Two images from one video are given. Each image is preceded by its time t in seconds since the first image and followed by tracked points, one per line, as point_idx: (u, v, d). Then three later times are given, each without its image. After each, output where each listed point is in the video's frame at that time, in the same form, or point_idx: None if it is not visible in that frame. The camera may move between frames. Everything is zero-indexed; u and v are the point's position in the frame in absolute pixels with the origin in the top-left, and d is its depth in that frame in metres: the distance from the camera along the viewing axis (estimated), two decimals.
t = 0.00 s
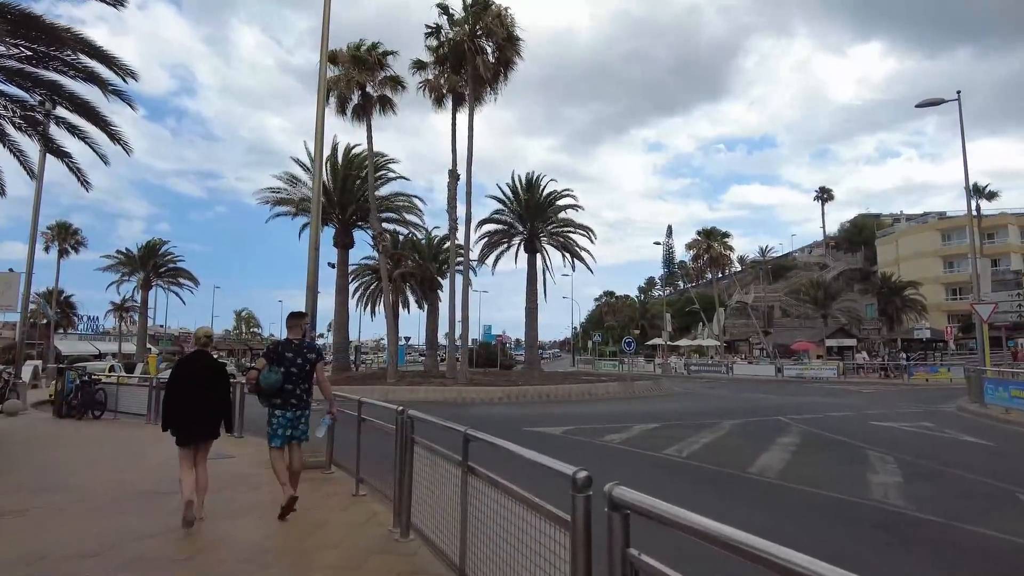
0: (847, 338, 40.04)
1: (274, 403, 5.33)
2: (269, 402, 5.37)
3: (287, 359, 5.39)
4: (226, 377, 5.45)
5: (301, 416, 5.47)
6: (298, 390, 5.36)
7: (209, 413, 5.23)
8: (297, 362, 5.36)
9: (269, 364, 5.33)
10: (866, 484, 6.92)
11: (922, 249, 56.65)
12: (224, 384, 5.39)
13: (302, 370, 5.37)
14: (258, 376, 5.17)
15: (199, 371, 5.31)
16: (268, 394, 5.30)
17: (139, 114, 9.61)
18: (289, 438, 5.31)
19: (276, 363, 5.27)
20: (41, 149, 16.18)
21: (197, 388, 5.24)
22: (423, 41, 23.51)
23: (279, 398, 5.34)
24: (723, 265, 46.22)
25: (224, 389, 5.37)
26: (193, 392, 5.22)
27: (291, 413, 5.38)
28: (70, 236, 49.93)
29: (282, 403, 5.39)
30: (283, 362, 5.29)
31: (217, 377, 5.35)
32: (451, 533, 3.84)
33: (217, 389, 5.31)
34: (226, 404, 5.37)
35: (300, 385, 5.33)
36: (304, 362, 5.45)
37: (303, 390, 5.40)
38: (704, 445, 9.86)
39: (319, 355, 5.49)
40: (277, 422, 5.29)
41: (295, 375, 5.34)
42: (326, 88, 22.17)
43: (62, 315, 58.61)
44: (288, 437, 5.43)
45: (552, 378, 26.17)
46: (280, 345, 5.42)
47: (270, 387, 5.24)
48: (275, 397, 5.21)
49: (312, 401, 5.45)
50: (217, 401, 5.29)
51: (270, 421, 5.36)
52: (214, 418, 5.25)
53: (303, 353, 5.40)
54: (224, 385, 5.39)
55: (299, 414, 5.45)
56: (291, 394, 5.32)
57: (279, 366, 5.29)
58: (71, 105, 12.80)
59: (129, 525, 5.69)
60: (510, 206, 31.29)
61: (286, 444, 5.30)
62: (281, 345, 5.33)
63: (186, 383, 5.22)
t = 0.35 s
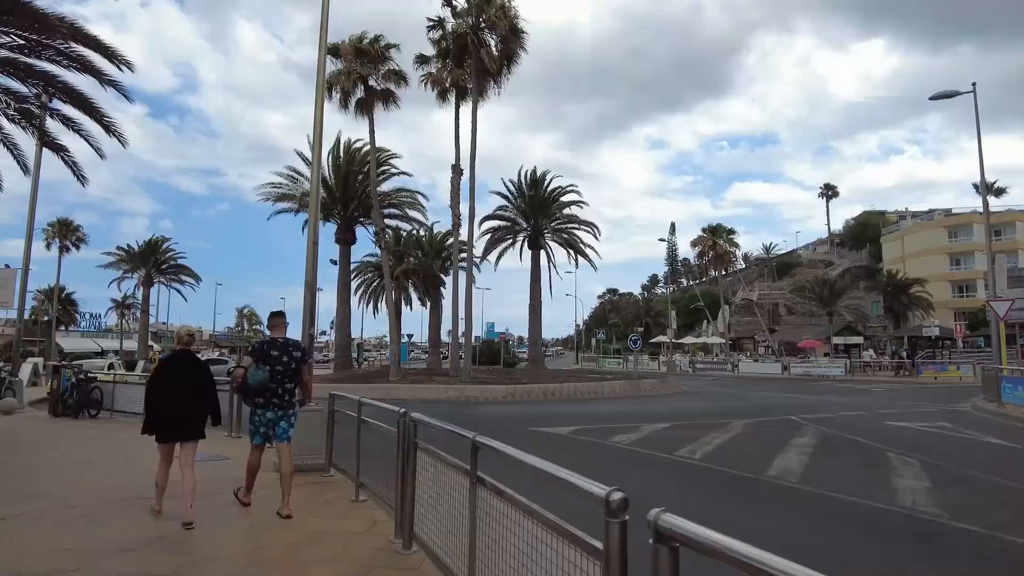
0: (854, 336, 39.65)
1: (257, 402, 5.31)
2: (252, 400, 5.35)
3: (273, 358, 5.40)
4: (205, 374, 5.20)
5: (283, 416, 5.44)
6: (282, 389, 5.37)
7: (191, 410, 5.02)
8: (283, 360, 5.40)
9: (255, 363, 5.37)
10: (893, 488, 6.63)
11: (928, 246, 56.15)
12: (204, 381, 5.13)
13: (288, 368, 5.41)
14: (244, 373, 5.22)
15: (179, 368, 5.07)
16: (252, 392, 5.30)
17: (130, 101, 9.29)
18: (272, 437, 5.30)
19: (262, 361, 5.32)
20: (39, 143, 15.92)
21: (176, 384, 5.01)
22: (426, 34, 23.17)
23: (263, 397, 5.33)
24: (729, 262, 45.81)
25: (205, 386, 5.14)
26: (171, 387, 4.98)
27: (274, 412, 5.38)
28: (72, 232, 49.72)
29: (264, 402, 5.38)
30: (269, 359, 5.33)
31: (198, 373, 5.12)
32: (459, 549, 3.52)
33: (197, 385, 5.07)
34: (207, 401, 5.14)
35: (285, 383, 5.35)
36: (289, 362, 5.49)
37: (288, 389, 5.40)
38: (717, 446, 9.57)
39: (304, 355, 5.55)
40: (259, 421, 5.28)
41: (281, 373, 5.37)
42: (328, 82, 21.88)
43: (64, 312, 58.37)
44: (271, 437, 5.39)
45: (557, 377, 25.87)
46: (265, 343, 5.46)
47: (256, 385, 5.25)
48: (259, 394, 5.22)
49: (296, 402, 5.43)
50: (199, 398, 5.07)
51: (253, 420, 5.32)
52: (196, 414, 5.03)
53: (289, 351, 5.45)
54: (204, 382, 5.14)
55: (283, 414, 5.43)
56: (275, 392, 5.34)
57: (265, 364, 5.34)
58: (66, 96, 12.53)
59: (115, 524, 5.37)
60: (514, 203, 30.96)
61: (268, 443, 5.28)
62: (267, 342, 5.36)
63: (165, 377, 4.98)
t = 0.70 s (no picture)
0: (872, 336, 38.91)
1: (241, 402, 5.69)
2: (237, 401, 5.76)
3: (256, 359, 5.80)
4: (190, 375, 5.84)
5: (266, 416, 5.82)
6: (264, 390, 5.73)
7: (176, 408, 5.70)
8: (265, 361, 5.78)
9: (238, 365, 5.77)
10: (933, 499, 6.25)
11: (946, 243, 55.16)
12: (187, 381, 5.77)
13: (270, 368, 5.78)
14: (227, 373, 5.61)
15: (165, 370, 5.73)
16: (236, 393, 5.67)
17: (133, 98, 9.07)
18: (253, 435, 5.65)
19: (245, 362, 5.72)
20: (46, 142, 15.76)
21: (162, 384, 5.68)
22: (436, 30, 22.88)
23: (247, 397, 5.71)
24: (743, 260, 45.14)
25: (190, 385, 5.79)
26: (157, 387, 5.64)
27: (257, 412, 5.75)
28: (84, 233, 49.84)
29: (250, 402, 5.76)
30: (251, 360, 5.73)
31: (182, 375, 5.77)
32: None
33: (181, 384, 5.74)
34: (191, 399, 5.81)
35: (266, 384, 5.70)
36: (272, 363, 5.85)
37: (270, 391, 5.75)
38: (739, 451, 9.20)
39: (286, 356, 5.93)
40: (243, 419, 5.66)
41: (263, 374, 5.74)
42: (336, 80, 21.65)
43: (76, 313, 58.51)
44: (254, 437, 5.76)
45: (569, 377, 25.48)
46: (250, 346, 5.88)
47: (238, 385, 5.65)
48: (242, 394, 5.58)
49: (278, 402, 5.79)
50: (182, 396, 5.74)
51: (237, 419, 5.71)
52: (179, 413, 5.69)
53: (272, 353, 5.83)
54: (187, 382, 5.79)
55: (265, 415, 5.79)
56: (257, 393, 5.69)
57: (248, 365, 5.73)
58: (71, 94, 12.33)
59: (117, 526, 5.14)
60: (525, 201, 30.61)
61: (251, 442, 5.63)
62: (250, 344, 5.78)
63: (151, 378, 5.64)
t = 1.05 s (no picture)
0: (907, 336, 37.88)
1: (262, 402, 5.49)
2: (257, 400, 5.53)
3: (276, 358, 5.59)
4: (211, 374, 5.62)
5: (287, 415, 5.63)
6: (286, 389, 5.55)
7: (198, 407, 5.47)
8: (286, 360, 5.58)
9: (258, 364, 5.58)
10: (1008, 513, 5.82)
11: (983, 241, 53.60)
12: (208, 380, 5.55)
13: (291, 368, 5.60)
14: (248, 373, 5.41)
15: (185, 369, 5.50)
16: (257, 392, 5.47)
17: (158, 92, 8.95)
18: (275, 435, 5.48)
19: (265, 361, 5.54)
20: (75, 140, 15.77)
21: (182, 383, 5.45)
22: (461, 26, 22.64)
23: (268, 397, 5.50)
24: (773, 259, 44.28)
25: (211, 383, 5.56)
26: (177, 386, 5.41)
27: (279, 412, 5.56)
28: (115, 233, 50.68)
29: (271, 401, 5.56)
30: (272, 360, 5.52)
31: (203, 374, 5.55)
32: None
33: (203, 383, 5.51)
34: (213, 399, 5.58)
35: (288, 382, 5.52)
36: (293, 362, 5.66)
37: (292, 389, 5.57)
38: (784, 455, 8.79)
39: (307, 354, 5.73)
40: (265, 420, 5.46)
41: (284, 373, 5.56)
42: (361, 78, 21.51)
43: (107, 312, 59.46)
44: (277, 436, 5.59)
45: (597, 377, 25.10)
46: (269, 343, 5.65)
47: (259, 385, 5.45)
48: (264, 394, 5.39)
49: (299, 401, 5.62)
50: (205, 396, 5.51)
51: (259, 420, 5.49)
52: (201, 412, 5.46)
53: (292, 352, 5.65)
54: (209, 381, 5.58)
55: (287, 414, 5.60)
56: (279, 392, 5.51)
57: (268, 364, 5.54)
58: (98, 90, 12.29)
59: (140, 529, 4.84)
60: (550, 199, 30.26)
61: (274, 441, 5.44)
62: (270, 343, 5.60)
63: (171, 377, 5.41)
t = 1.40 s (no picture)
0: (948, 338, 36.67)
1: (291, 401, 5.35)
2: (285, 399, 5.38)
3: (307, 357, 5.46)
4: (240, 371, 5.44)
5: (315, 414, 5.50)
6: (316, 389, 5.40)
7: (227, 407, 5.29)
8: (317, 360, 5.47)
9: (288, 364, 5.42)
10: None
11: None
12: (239, 378, 5.37)
13: (322, 368, 5.49)
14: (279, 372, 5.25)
15: (217, 366, 5.32)
16: (287, 392, 5.32)
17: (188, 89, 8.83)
18: (303, 436, 5.35)
19: (297, 361, 5.37)
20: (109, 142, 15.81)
21: (212, 381, 5.28)
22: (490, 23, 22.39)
23: (297, 397, 5.37)
24: (807, 259, 43.26)
25: (241, 382, 5.38)
26: (208, 385, 5.24)
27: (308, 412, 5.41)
28: (149, 234, 51.58)
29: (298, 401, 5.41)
30: (304, 359, 5.39)
31: (234, 372, 5.36)
32: None
33: (234, 381, 5.33)
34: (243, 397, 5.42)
35: (319, 382, 5.37)
36: (322, 361, 5.55)
37: (322, 389, 5.42)
38: (835, 465, 8.35)
39: (336, 355, 5.62)
40: (293, 420, 5.30)
41: (315, 372, 5.43)
42: (390, 77, 21.37)
43: (142, 312, 60.55)
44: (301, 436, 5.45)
45: (628, 379, 24.67)
46: (299, 343, 5.51)
47: (291, 385, 5.30)
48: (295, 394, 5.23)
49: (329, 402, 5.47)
50: (234, 394, 5.34)
51: (286, 420, 5.34)
52: (231, 412, 5.29)
53: (323, 351, 5.51)
54: (240, 378, 5.39)
55: (316, 414, 5.47)
56: (310, 392, 5.36)
57: (299, 364, 5.38)
58: (131, 90, 12.33)
59: (163, 540, 4.60)
60: (579, 197, 29.86)
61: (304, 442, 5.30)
62: (301, 342, 5.43)
63: (203, 375, 5.25)
